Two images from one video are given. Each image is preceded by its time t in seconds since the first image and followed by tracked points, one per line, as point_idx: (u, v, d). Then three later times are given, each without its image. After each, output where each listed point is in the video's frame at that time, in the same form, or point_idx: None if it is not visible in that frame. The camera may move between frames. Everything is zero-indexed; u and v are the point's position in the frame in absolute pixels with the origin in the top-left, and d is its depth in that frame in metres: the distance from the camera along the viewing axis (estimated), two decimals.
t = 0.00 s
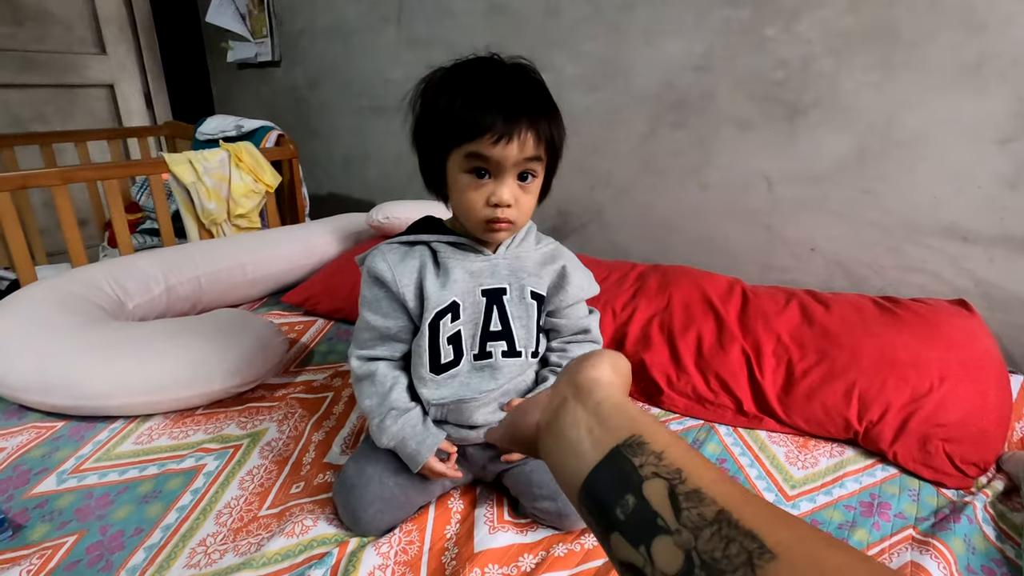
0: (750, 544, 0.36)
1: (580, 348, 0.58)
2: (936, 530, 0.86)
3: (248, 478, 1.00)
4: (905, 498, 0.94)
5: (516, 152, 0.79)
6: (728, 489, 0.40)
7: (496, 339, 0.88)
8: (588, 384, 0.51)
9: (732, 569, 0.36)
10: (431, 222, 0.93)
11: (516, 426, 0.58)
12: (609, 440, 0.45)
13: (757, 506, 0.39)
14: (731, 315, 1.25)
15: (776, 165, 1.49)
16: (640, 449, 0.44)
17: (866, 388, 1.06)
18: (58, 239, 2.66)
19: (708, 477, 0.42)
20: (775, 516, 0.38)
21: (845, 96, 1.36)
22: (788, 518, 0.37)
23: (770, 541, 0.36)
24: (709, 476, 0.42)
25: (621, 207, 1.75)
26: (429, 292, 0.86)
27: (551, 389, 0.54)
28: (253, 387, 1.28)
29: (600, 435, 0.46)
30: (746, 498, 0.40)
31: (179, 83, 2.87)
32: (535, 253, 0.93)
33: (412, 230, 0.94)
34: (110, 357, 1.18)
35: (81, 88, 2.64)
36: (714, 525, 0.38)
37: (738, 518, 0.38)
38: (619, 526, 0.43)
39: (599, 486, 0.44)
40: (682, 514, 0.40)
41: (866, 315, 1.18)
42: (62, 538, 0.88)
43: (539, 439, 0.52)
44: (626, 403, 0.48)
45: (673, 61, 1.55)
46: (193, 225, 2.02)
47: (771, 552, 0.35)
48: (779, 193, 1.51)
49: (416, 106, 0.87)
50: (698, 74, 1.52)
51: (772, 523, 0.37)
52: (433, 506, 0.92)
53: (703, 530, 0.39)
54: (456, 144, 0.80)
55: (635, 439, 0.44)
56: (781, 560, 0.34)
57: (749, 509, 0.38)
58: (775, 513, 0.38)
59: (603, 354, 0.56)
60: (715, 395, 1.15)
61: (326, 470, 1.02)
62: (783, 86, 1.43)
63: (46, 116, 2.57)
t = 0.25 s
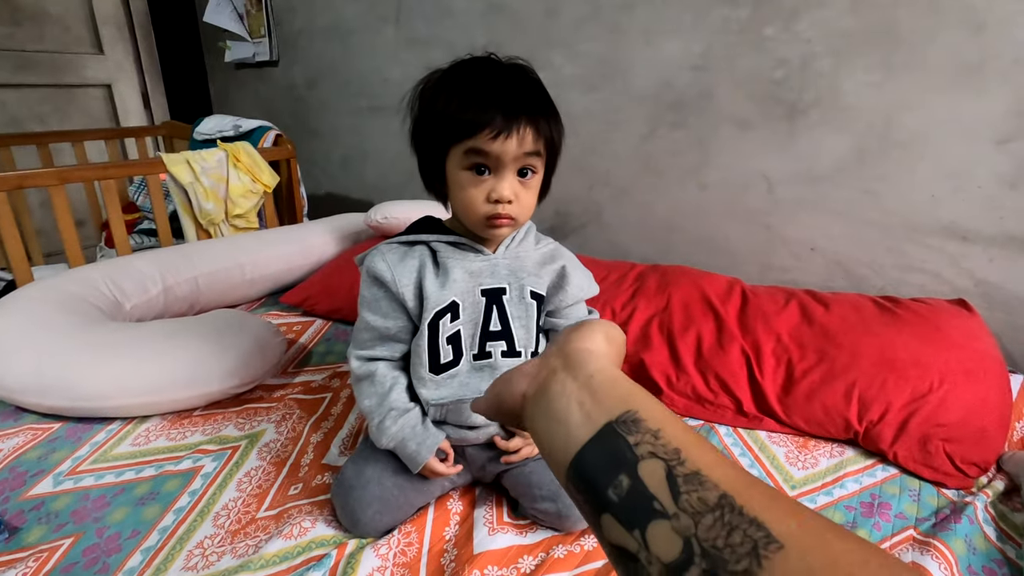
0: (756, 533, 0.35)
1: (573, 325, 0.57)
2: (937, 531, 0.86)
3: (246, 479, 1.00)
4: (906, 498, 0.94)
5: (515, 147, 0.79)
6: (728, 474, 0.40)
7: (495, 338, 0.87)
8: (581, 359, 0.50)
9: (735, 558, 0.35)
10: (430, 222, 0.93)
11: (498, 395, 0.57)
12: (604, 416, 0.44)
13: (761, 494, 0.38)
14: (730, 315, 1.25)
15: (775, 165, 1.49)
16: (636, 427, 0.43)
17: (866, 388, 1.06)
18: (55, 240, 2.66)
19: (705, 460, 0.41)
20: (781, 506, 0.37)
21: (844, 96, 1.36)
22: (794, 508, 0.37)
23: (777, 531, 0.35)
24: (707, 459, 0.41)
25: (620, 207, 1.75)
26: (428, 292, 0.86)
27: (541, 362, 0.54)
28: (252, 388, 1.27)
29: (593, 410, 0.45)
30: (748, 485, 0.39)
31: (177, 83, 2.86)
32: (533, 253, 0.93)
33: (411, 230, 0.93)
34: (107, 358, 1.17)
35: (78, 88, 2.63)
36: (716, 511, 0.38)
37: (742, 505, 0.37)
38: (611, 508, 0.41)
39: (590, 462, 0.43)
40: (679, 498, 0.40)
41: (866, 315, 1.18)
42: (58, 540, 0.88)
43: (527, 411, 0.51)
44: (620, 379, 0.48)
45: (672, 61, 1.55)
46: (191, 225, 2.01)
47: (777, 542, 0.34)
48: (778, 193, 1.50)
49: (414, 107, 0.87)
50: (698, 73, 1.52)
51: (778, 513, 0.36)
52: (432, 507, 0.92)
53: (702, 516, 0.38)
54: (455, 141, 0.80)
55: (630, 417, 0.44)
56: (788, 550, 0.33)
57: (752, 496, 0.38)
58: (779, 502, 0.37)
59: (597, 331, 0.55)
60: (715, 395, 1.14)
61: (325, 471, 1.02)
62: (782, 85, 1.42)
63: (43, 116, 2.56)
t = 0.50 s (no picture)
0: (767, 544, 0.35)
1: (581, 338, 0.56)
2: (941, 532, 0.86)
3: (250, 479, 1.00)
4: (910, 499, 0.94)
5: (516, 144, 0.79)
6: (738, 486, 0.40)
7: (498, 337, 0.88)
8: (590, 371, 0.50)
9: (746, 569, 0.35)
10: (434, 222, 0.93)
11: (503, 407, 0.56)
12: (615, 430, 0.44)
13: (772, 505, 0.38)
14: (734, 316, 1.25)
15: (778, 165, 1.49)
16: (646, 441, 0.43)
17: (870, 389, 1.05)
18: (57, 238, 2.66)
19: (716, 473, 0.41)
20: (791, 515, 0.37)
21: (847, 96, 1.36)
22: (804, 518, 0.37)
23: (788, 542, 0.35)
24: (717, 472, 0.41)
25: (623, 207, 1.75)
26: (432, 291, 0.86)
27: (549, 374, 0.53)
28: (254, 388, 1.27)
29: (604, 425, 0.45)
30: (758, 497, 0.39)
31: (179, 82, 2.86)
32: (537, 252, 0.93)
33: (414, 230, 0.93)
34: (110, 357, 1.17)
35: (81, 87, 2.63)
36: (727, 524, 0.38)
37: (752, 517, 0.37)
38: (622, 523, 0.41)
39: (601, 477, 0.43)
40: (690, 510, 0.40)
41: (869, 316, 1.17)
42: (63, 539, 0.88)
43: (536, 426, 0.50)
44: (628, 392, 0.48)
45: (675, 61, 1.55)
46: (194, 224, 2.01)
47: (787, 554, 0.34)
48: (781, 193, 1.50)
49: (416, 108, 0.87)
50: (701, 74, 1.52)
51: (788, 523, 0.36)
52: (436, 507, 0.92)
53: (713, 528, 0.38)
54: (456, 140, 0.80)
55: (641, 431, 0.44)
56: (798, 561, 0.34)
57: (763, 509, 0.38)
58: (788, 513, 0.37)
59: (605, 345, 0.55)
60: (719, 396, 1.14)
61: (329, 471, 1.02)
62: (785, 86, 1.42)
63: (46, 115, 2.56)
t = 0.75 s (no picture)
0: (760, 547, 0.35)
1: (578, 343, 0.56)
2: (940, 530, 0.86)
3: (246, 479, 0.99)
4: (908, 497, 0.94)
5: (505, 139, 0.78)
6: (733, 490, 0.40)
7: (494, 335, 0.87)
8: (587, 378, 0.50)
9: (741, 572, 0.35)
10: (429, 221, 0.93)
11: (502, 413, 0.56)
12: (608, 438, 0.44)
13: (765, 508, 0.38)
14: (732, 315, 1.24)
15: (777, 163, 1.48)
16: (642, 446, 0.43)
17: (868, 386, 1.05)
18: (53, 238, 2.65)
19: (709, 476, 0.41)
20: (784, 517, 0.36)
21: (845, 94, 1.36)
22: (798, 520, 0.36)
23: (783, 544, 0.35)
24: (712, 474, 0.41)
25: (621, 205, 1.75)
26: (427, 290, 0.85)
27: (545, 380, 0.53)
28: (251, 387, 1.27)
29: (600, 431, 0.45)
30: (751, 499, 0.39)
31: (175, 81, 2.85)
32: (533, 250, 0.93)
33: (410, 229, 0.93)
34: (106, 357, 1.17)
35: (76, 85, 2.62)
36: (722, 527, 0.37)
37: (746, 519, 0.37)
38: (619, 528, 0.41)
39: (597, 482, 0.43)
40: (685, 514, 0.39)
41: (867, 314, 1.17)
42: (57, 540, 0.87)
43: (533, 432, 0.50)
44: (624, 397, 0.47)
45: (673, 59, 1.54)
46: (190, 224, 2.01)
47: (781, 556, 0.34)
48: (779, 191, 1.50)
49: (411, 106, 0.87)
50: (699, 71, 1.52)
51: (783, 525, 0.36)
52: (434, 507, 0.91)
53: (708, 532, 0.38)
54: (447, 135, 0.80)
55: (636, 436, 0.43)
56: (792, 563, 0.33)
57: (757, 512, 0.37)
58: (784, 514, 0.37)
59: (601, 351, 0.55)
60: (717, 394, 1.14)
61: (326, 471, 1.01)
62: (783, 83, 1.42)
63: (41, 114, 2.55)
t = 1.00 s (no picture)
0: None
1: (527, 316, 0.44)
2: (936, 527, 0.86)
3: (242, 479, 0.99)
4: (905, 495, 0.94)
5: (501, 139, 0.78)
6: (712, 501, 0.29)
7: (491, 334, 0.87)
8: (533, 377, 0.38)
9: None
10: (425, 220, 0.92)
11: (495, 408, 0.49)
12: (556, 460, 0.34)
13: (757, 533, 0.26)
14: (728, 313, 1.24)
15: (773, 161, 1.48)
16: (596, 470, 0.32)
17: (864, 384, 1.05)
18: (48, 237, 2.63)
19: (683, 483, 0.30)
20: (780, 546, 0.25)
21: (841, 91, 1.36)
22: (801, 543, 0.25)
23: None
24: (687, 492, 0.29)
25: (617, 204, 1.74)
26: (423, 289, 0.85)
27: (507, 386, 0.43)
28: (246, 387, 1.26)
29: (554, 447, 0.34)
30: (740, 520, 0.27)
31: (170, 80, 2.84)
32: (529, 250, 0.93)
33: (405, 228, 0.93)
34: (100, 357, 1.16)
35: (70, 84, 2.60)
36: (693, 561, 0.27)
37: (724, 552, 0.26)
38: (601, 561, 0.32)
39: (567, 517, 0.34)
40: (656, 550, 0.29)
41: (863, 312, 1.17)
42: (50, 542, 0.87)
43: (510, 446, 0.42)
44: (577, 397, 0.36)
45: (669, 57, 1.54)
46: (185, 223, 2.00)
47: None
48: (776, 189, 1.50)
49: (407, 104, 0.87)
50: (695, 69, 1.51)
51: (775, 555, 0.25)
52: (430, 506, 0.91)
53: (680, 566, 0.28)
54: (443, 134, 0.80)
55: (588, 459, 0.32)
56: None
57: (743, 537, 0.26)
58: (774, 530, 0.26)
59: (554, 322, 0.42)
60: (713, 393, 1.14)
61: (322, 471, 1.01)
62: (780, 81, 1.42)
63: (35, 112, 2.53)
